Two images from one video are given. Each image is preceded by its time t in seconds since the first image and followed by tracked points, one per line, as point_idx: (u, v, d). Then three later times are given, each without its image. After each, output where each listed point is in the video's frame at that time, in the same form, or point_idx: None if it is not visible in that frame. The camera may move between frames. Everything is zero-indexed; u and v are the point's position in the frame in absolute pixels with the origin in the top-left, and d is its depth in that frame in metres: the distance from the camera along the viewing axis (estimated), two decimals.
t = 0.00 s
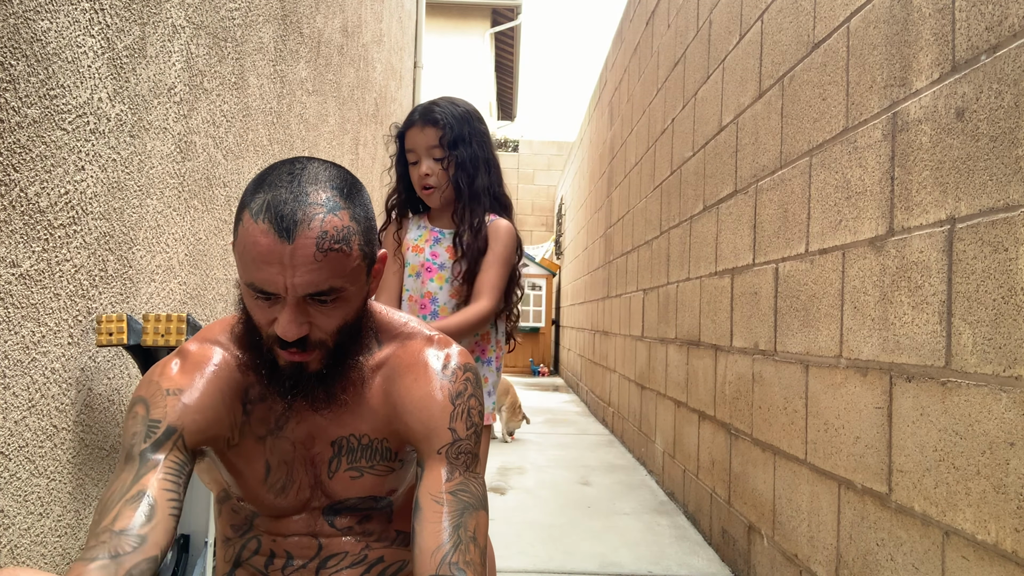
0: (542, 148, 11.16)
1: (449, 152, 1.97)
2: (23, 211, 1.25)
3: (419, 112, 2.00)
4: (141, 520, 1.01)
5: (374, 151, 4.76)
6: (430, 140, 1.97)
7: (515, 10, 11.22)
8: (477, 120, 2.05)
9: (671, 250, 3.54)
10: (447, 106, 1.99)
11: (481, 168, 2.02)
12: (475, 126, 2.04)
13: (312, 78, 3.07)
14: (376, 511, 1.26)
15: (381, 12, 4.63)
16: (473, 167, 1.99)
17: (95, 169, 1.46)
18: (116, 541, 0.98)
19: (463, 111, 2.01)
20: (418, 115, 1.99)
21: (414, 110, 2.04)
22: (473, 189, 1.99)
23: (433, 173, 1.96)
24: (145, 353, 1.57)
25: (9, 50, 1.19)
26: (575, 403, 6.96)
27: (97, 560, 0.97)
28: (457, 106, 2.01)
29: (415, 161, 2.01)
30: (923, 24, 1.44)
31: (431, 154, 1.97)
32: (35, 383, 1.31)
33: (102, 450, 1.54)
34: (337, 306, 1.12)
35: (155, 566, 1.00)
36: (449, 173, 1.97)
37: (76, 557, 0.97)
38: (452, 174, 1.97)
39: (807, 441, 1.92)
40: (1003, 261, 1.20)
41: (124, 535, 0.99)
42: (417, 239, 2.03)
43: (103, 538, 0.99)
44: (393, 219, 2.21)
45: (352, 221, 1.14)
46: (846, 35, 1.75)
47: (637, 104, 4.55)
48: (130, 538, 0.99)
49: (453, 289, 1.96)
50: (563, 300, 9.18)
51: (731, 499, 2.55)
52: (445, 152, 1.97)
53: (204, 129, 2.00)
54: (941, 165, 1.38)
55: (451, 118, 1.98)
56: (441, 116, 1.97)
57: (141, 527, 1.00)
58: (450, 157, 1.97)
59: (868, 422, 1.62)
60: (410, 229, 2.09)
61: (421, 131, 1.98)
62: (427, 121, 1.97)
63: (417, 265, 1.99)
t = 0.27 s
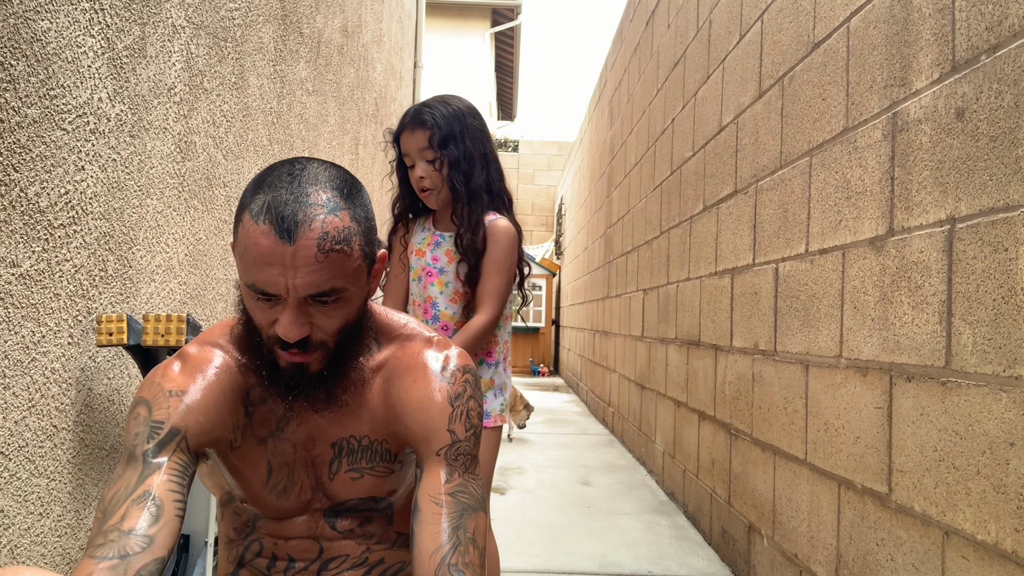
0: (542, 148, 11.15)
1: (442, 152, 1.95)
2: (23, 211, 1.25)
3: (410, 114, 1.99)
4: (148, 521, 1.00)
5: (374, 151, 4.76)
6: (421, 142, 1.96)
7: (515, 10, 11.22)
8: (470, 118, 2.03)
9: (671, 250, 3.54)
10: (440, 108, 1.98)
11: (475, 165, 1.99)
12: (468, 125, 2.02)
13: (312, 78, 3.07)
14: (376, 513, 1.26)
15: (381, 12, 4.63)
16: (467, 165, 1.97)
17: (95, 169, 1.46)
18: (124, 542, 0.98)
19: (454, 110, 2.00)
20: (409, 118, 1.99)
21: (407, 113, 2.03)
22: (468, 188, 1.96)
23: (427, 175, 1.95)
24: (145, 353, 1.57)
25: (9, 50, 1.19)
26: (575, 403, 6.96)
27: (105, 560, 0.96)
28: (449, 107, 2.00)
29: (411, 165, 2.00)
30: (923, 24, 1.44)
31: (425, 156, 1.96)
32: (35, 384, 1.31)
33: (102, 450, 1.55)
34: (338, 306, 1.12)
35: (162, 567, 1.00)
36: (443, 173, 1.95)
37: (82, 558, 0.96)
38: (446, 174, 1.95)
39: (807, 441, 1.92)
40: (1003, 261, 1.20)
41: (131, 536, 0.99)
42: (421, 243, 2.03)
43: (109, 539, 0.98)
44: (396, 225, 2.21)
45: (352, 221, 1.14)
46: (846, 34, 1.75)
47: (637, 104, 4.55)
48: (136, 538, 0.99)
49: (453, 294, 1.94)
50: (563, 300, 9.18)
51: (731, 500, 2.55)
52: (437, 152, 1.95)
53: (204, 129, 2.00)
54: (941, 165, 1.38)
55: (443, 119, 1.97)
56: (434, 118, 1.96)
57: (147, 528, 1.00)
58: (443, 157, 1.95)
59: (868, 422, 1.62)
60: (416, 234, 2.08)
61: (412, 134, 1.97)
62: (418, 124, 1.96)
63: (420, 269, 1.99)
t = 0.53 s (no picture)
0: (542, 148, 11.15)
1: (432, 164, 1.95)
2: (23, 211, 1.25)
3: (399, 127, 1.99)
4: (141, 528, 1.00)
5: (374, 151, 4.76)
6: (410, 156, 1.97)
7: (515, 10, 11.22)
8: (460, 128, 2.02)
9: (671, 250, 3.54)
10: (433, 120, 1.97)
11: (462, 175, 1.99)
12: (458, 135, 2.01)
13: (312, 78, 3.07)
14: (376, 514, 1.26)
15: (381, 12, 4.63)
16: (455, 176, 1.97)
17: (95, 169, 1.46)
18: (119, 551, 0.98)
19: (443, 120, 1.99)
20: (399, 131, 1.99)
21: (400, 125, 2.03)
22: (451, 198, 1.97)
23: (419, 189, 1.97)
24: (145, 353, 1.57)
25: (9, 50, 1.19)
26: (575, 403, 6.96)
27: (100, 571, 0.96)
28: (438, 118, 1.99)
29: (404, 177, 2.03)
30: (923, 24, 1.44)
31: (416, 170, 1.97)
32: (35, 384, 1.31)
33: (102, 450, 1.55)
34: (341, 305, 1.12)
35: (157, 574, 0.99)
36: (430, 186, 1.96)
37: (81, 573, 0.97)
38: (434, 188, 1.96)
39: (807, 441, 1.92)
40: (1003, 261, 1.20)
41: (125, 545, 0.99)
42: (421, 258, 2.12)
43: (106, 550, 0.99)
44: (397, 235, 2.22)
45: (356, 221, 1.15)
46: (846, 34, 1.75)
47: (637, 104, 4.55)
48: (131, 547, 0.99)
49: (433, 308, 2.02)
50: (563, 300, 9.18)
51: (731, 500, 2.55)
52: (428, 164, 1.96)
53: (204, 129, 2.00)
54: (941, 165, 1.38)
55: (432, 131, 1.96)
56: (426, 131, 1.96)
57: (141, 536, 1.00)
58: (433, 169, 1.95)
59: (868, 422, 1.62)
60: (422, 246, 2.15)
61: (403, 146, 1.98)
62: (407, 136, 1.97)
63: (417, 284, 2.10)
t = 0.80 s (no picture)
0: (542, 148, 11.15)
1: (434, 177, 1.98)
2: (23, 211, 1.25)
3: (402, 140, 2.02)
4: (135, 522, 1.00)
5: (374, 151, 4.76)
6: (413, 169, 1.99)
7: (515, 10, 11.22)
8: (462, 140, 2.04)
9: (671, 250, 3.54)
10: (433, 134, 2.00)
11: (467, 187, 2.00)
12: (460, 148, 2.03)
13: (312, 78, 3.07)
14: (379, 515, 1.26)
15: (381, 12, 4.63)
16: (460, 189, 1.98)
17: (95, 169, 1.46)
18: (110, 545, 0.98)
19: (445, 135, 2.01)
20: (402, 144, 2.01)
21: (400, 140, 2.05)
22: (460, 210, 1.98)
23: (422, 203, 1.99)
24: (146, 353, 1.57)
25: (9, 50, 1.19)
26: (575, 403, 6.96)
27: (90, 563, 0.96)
28: (439, 131, 2.01)
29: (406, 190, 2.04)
30: (923, 24, 1.44)
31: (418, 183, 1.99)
32: (35, 384, 1.31)
33: (102, 450, 1.55)
34: (345, 303, 1.12)
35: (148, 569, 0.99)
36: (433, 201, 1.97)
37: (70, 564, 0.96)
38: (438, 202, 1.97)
39: (807, 441, 1.92)
40: (1003, 261, 1.20)
41: (117, 538, 0.98)
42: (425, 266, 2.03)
43: (96, 542, 0.98)
44: (391, 248, 2.24)
45: (361, 218, 1.15)
46: (846, 34, 1.75)
47: (637, 104, 4.55)
48: (122, 541, 0.98)
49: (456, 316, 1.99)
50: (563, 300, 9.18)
51: (731, 500, 2.55)
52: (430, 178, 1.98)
53: (204, 129, 2.00)
54: (941, 165, 1.38)
55: (433, 145, 1.98)
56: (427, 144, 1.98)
57: (133, 531, 1.00)
58: (436, 182, 1.98)
59: (868, 422, 1.62)
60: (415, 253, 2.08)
61: (405, 160, 2.00)
62: (409, 150, 1.99)
63: (427, 294, 2.01)
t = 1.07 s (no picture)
0: (542, 148, 11.15)
1: (448, 180, 2.06)
2: (23, 211, 1.25)
3: (415, 140, 2.09)
4: (145, 525, 0.99)
5: (374, 151, 4.75)
6: (426, 169, 2.06)
7: (515, 10, 11.22)
8: (473, 143, 2.12)
9: (671, 250, 3.54)
10: (446, 136, 2.08)
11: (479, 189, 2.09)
12: (473, 151, 2.11)
13: (312, 78, 3.07)
14: (379, 517, 1.26)
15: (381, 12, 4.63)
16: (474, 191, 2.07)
17: (95, 169, 1.46)
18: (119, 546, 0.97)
19: (458, 136, 2.10)
20: (414, 144, 2.08)
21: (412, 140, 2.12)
22: (472, 212, 2.06)
23: (432, 203, 2.05)
24: (145, 353, 1.57)
25: (9, 50, 1.19)
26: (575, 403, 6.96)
27: (99, 564, 0.94)
28: (453, 134, 2.09)
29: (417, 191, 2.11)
30: (923, 24, 1.44)
31: (431, 183, 2.06)
32: (35, 384, 1.31)
33: (102, 450, 1.55)
34: (364, 306, 1.12)
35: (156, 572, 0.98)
36: (446, 201, 2.05)
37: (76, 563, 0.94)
38: (451, 203, 2.05)
39: (807, 441, 1.92)
40: (1003, 261, 1.20)
41: (127, 539, 0.97)
42: (428, 269, 2.13)
43: (104, 543, 0.97)
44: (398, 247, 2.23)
45: (381, 219, 1.15)
46: (846, 34, 1.75)
47: (637, 104, 4.55)
48: (133, 542, 0.97)
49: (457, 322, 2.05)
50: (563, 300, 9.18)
51: (731, 500, 2.55)
52: (444, 179, 2.06)
53: (204, 129, 2.00)
54: (941, 165, 1.38)
55: (449, 147, 2.06)
56: (439, 146, 2.05)
57: (145, 532, 0.98)
58: (449, 185, 2.06)
59: (868, 422, 1.62)
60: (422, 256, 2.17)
61: (419, 160, 2.07)
62: (424, 151, 2.06)
63: (426, 296, 2.09)
